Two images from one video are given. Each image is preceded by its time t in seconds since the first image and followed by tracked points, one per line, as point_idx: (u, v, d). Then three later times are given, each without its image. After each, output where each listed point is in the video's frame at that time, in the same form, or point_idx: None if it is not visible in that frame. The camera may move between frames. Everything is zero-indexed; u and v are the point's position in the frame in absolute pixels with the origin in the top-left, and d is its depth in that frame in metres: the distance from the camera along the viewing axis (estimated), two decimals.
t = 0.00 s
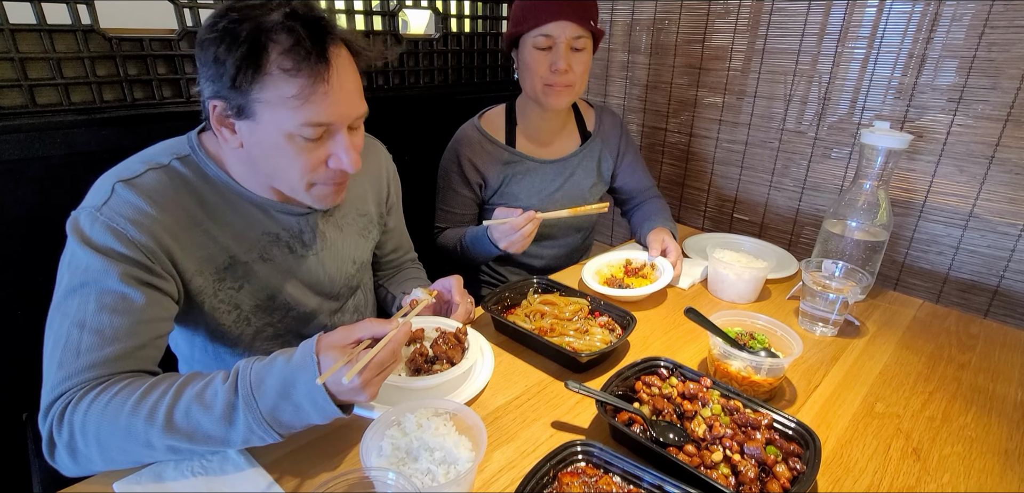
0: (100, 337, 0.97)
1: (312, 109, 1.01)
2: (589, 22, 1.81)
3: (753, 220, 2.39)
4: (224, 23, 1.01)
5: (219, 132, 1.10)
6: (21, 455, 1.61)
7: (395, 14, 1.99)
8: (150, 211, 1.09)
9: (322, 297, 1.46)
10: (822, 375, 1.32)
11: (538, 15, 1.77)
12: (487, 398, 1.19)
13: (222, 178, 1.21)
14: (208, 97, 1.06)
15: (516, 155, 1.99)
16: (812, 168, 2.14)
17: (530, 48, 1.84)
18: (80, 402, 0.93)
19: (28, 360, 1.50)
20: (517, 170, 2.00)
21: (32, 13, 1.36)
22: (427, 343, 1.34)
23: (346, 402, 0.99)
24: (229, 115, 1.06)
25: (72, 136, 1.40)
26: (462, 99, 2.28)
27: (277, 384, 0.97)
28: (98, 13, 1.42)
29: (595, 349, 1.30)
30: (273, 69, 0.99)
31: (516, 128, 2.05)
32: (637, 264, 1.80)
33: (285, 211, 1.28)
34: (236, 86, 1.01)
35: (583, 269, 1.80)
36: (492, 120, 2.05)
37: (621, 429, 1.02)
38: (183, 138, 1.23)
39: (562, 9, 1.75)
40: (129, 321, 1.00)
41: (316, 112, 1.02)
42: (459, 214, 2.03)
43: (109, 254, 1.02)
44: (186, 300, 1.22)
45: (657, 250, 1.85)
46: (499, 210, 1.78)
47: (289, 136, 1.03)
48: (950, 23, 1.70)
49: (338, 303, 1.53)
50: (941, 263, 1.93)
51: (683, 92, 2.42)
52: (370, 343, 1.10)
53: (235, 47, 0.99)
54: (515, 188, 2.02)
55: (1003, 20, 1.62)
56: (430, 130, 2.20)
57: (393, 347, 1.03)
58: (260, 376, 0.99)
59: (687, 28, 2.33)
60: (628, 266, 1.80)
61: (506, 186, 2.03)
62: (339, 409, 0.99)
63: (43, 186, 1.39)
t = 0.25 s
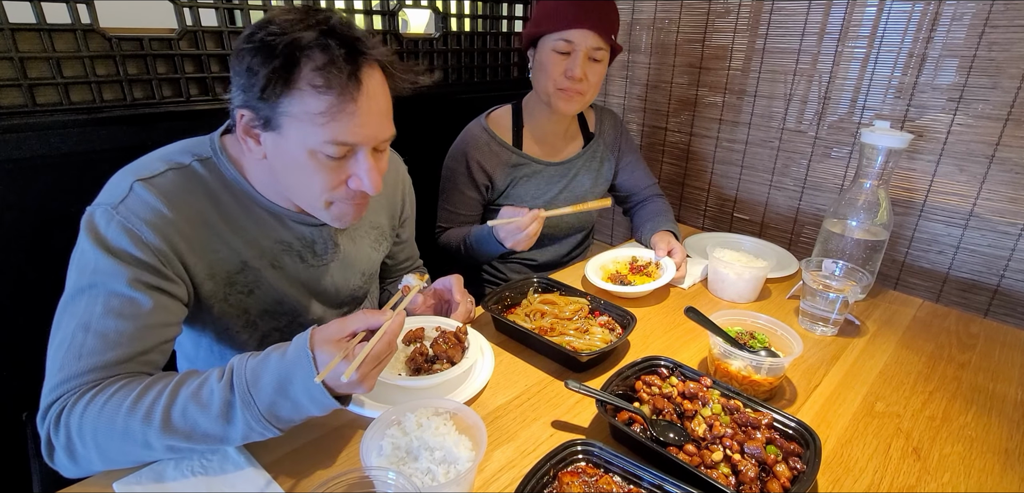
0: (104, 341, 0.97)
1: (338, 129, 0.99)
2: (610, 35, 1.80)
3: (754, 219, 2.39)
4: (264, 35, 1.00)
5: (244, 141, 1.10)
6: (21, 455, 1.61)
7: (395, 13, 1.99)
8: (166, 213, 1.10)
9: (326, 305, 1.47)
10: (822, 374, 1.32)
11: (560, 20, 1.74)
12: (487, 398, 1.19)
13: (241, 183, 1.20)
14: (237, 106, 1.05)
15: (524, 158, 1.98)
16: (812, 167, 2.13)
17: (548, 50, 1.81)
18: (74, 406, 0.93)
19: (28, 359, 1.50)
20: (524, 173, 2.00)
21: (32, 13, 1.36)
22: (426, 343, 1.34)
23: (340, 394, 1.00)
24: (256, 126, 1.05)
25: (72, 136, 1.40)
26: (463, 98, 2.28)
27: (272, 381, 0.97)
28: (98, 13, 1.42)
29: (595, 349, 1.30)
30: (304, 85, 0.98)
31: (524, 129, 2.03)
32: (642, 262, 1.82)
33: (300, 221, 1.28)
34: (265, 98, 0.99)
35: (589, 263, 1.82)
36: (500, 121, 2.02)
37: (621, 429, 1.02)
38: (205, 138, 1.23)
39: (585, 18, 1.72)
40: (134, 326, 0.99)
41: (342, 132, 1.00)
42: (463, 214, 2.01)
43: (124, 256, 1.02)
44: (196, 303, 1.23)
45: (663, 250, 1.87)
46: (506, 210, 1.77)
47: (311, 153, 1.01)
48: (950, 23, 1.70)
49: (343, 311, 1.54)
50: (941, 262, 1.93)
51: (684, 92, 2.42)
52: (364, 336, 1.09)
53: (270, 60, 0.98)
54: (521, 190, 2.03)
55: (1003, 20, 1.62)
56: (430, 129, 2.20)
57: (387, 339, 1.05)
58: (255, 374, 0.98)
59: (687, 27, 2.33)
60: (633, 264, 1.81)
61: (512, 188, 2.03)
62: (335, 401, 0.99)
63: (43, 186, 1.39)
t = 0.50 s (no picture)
0: (113, 347, 0.97)
1: (372, 153, 0.99)
2: (624, 50, 1.79)
3: (754, 219, 2.39)
4: (308, 56, 1.00)
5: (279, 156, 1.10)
6: (20, 454, 1.61)
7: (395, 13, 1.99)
8: (193, 221, 1.12)
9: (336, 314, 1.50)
10: (822, 375, 1.32)
11: (577, 23, 1.73)
12: (487, 398, 1.19)
13: (268, 193, 1.23)
14: (275, 123, 1.06)
15: (524, 151, 1.98)
16: (812, 167, 2.13)
17: (562, 51, 1.79)
18: (73, 407, 0.94)
19: (28, 359, 1.50)
20: (525, 166, 2.00)
21: (31, 13, 1.35)
22: (426, 343, 1.34)
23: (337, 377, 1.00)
24: (291, 143, 1.06)
25: (71, 136, 1.40)
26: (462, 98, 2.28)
27: (271, 374, 0.97)
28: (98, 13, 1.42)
29: (595, 349, 1.30)
30: (342, 107, 0.98)
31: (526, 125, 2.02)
32: (641, 257, 1.83)
33: (322, 235, 1.31)
34: (303, 118, 1.00)
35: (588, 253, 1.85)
36: (502, 115, 2.03)
37: (621, 429, 1.02)
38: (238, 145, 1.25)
39: (603, 26, 1.72)
40: (147, 335, 1.00)
41: (375, 157, 1.00)
42: (463, 207, 2.00)
43: (149, 265, 1.04)
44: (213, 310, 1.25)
45: (662, 247, 1.87)
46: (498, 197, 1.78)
47: (344, 174, 1.02)
48: (950, 23, 1.70)
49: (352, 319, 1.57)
50: (941, 262, 1.93)
51: (684, 92, 2.42)
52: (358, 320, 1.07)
53: (311, 81, 0.99)
54: (521, 185, 2.03)
55: (1003, 20, 1.62)
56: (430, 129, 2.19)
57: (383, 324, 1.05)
58: (253, 368, 0.98)
59: (687, 27, 2.33)
60: (631, 257, 1.83)
61: (512, 183, 2.03)
62: (334, 385, 0.98)
63: (43, 186, 1.39)
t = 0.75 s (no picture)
0: (122, 353, 0.97)
1: (384, 164, 0.99)
2: (628, 49, 1.78)
3: (753, 219, 2.39)
4: (327, 67, 1.02)
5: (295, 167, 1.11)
6: (20, 454, 1.61)
7: (395, 14, 1.99)
8: (210, 229, 1.11)
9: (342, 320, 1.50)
10: (822, 375, 1.32)
11: (579, 24, 1.72)
12: (487, 398, 1.19)
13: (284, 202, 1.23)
14: (292, 133, 1.07)
15: (525, 154, 1.98)
16: (812, 167, 2.13)
17: (565, 54, 1.79)
18: (72, 408, 0.94)
19: (28, 359, 1.50)
20: (526, 169, 2.00)
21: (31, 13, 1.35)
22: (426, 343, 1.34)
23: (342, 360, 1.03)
24: (306, 153, 1.06)
25: (71, 136, 1.40)
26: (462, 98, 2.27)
27: (271, 364, 0.97)
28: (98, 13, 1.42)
29: (595, 349, 1.30)
30: (357, 118, 0.98)
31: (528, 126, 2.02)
32: (639, 257, 1.84)
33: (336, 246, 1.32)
34: (318, 128, 1.00)
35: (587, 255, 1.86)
36: (504, 117, 2.03)
37: (621, 429, 1.02)
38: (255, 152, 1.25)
39: (605, 26, 1.71)
40: (153, 342, 1.00)
41: (387, 169, 0.99)
42: (462, 207, 1.99)
43: (165, 274, 1.04)
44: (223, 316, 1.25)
45: (660, 247, 1.87)
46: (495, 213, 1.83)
47: (356, 186, 1.01)
48: (950, 23, 1.70)
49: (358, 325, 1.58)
50: (941, 262, 1.93)
51: (684, 92, 2.42)
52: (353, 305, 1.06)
53: (328, 91, 1.00)
54: (522, 188, 2.03)
55: (1003, 20, 1.62)
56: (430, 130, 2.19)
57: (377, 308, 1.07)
58: (253, 359, 0.97)
59: (687, 27, 2.33)
60: (630, 258, 1.84)
61: (513, 186, 2.02)
62: (335, 371, 0.99)
63: (42, 186, 1.39)
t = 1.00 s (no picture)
0: (129, 354, 0.98)
1: (379, 173, 0.99)
2: (630, 49, 1.77)
3: (753, 219, 2.39)
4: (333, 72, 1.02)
5: (298, 168, 1.12)
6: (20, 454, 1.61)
7: (395, 14, 1.99)
8: (218, 232, 1.12)
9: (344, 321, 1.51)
10: (822, 375, 1.32)
11: (579, 28, 1.70)
12: (487, 398, 1.19)
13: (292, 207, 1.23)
14: (295, 135, 1.08)
15: (527, 159, 1.98)
16: (812, 167, 2.14)
17: (565, 58, 1.78)
18: (76, 408, 0.94)
19: (28, 359, 1.50)
20: (527, 174, 1.99)
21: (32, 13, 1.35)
22: (426, 343, 1.34)
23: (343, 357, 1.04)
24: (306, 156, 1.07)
25: (71, 136, 1.40)
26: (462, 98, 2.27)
27: (273, 360, 0.97)
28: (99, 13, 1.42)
29: (595, 349, 1.30)
30: (353, 125, 0.99)
31: (530, 130, 2.03)
32: (638, 257, 1.84)
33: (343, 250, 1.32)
34: (315, 131, 1.01)
35: (586, 256, 1.86)
36: (506, 121, 2.03)
37: (621, 429, 1.02)
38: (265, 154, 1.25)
39: (606, 29, 1.69)
40: (157, 345, 1.01)
41: (382, 178, 0.99)
42: (463, 212, 2.01)
43: (172, 277, 1.04)
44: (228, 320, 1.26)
45: (659, 246, 1.86)
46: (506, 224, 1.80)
47: (352, 192, 1.02)
48: (950, 23, 1.70)
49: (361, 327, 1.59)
50: (941, 262, 1.93)
51: (684, 92, 2.42)
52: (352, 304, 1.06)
53: (329, 96, 1.00)
54: (523, 193, 2.02)
55: (1003, 20, 1.62)
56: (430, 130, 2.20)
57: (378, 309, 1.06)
58: (255, 356, 0.98)
59: (687, 27, 2.33)
60: (628, 259, 1.84)
61: (513, 192, 2.02)
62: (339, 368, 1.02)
63: (43, 186, 1.39)
